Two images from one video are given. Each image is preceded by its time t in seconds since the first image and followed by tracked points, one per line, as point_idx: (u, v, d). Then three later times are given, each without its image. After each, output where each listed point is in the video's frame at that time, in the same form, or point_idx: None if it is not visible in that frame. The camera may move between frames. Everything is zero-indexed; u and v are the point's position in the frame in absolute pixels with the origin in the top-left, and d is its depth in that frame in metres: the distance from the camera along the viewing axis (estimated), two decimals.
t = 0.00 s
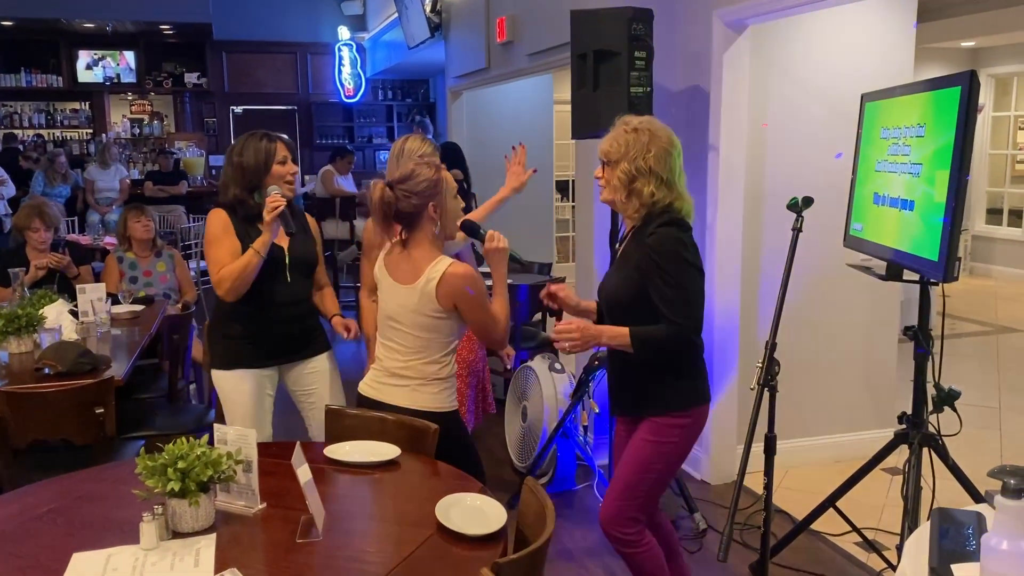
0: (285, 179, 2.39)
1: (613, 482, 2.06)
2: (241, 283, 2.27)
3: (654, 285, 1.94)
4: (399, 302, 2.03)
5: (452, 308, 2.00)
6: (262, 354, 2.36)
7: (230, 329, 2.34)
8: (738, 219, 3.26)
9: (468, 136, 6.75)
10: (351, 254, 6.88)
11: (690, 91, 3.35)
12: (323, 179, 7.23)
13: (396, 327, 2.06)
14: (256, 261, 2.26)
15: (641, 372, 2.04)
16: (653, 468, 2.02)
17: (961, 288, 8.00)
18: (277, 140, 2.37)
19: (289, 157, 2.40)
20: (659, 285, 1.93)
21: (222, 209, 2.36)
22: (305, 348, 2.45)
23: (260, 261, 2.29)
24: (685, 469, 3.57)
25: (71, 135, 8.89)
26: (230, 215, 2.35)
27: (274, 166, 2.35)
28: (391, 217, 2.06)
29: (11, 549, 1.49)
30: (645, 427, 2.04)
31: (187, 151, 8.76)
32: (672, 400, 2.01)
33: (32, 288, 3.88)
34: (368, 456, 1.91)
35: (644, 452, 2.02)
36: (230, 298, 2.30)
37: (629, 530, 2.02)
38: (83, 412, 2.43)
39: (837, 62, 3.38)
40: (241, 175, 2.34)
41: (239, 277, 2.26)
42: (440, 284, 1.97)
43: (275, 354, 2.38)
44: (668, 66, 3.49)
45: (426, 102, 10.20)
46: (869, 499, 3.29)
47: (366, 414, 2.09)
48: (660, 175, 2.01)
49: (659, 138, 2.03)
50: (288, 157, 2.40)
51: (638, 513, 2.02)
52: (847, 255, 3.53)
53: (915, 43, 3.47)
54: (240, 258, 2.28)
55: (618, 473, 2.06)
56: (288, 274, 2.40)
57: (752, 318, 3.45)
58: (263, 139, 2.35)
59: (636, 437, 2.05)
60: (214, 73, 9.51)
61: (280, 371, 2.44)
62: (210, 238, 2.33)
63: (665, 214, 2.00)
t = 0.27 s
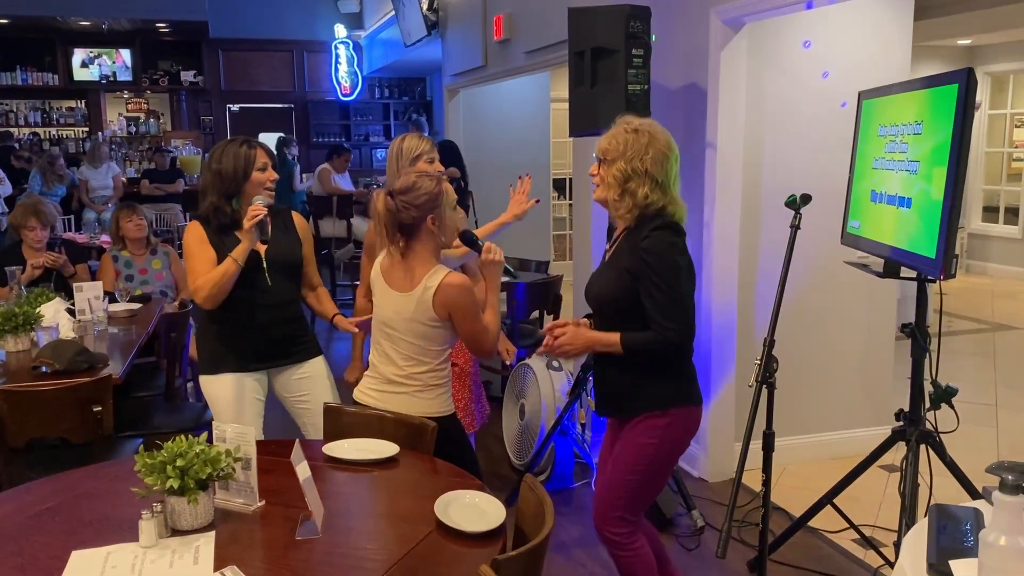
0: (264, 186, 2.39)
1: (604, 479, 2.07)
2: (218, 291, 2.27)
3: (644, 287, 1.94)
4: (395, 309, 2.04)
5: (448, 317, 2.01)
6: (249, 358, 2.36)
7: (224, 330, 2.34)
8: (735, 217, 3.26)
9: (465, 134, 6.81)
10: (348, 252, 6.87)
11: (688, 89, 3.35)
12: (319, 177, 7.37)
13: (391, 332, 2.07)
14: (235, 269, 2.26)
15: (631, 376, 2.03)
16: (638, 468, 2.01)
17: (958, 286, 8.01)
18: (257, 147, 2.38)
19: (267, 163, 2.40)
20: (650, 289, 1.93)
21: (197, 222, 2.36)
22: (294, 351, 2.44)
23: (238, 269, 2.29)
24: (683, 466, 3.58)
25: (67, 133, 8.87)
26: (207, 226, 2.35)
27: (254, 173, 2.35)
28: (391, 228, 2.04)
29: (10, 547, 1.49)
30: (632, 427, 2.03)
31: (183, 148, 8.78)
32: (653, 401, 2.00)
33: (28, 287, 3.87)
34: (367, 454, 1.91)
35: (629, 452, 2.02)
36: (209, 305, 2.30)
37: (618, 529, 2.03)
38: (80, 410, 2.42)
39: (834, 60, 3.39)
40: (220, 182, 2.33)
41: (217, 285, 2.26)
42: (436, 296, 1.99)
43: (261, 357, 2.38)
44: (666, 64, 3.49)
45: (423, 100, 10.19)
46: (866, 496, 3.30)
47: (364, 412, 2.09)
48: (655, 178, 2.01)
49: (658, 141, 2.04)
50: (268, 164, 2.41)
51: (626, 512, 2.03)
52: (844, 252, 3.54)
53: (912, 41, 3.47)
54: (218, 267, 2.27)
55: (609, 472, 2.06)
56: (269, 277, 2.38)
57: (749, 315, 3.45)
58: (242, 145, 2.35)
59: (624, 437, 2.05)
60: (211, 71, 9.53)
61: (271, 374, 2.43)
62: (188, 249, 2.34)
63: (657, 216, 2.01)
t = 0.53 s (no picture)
0: (257, 172, 2.37)
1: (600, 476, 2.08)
2: (200, 276, 2.28)
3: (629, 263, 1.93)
4: (383, 334, 2.07)
5: (435, 340, 2.04)
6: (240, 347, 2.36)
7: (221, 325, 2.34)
8: (732, 216, 3.26)
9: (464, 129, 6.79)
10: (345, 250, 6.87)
11: (685, 87, 3.35)
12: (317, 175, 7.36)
13: (382, 356, 2.10)
14: (214, 254, 2.26)
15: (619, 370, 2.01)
16: (632, 463, 2.02)
17: (955, 284, 8.02)
18: (251, 133, 2.36)
19: (261, 149, 2.38)
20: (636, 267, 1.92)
21: (189, 207, 2.38)
22: (286, 341, 2.43)
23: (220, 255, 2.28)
24: (680, 464, 3.58)
25: (64, 131, 8.86)
26: (197, 213, 2.36)
27: (246, 160, 2.33)
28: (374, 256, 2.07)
29: (8, 545, 1.49)
30: (621, 423, 2.04)
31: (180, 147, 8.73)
32: (645, 389, 2.00)
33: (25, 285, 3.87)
34: (364, 452, 1.91)
35: (621, 448, 2.02)
36: (189, 290, 2.31)
37: (621, 524, 2.05)
38: (77, 409, 2.42)
39: (831, 59, 3.39)
40: (212, 167, 2.33)
41: (196, 270, 2.26)
42: (420, 321, 2.01)
43: (251, 347, 2.37)
44: (663, 62, 3.50)
45: (420, 99, 10.18)
46: (863, 494, 3.31)
47: (362, 410, 2.09)
48: (647, 164, 2.00)
49: (650, 127, 2.03)
50: (262, 150, 2.39)
51: (627, 506, 2.05)
52: (841, 250, 3.54)
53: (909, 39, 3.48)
54: (200, 253, 2.28)
55: (603, 468, 2.07)
56: (254, 265, 2.37)
57: (746, 313, 3.46)
58: (236, 131, 2.33)
59: (614, 433, 2.05)
60: (207, 68, 9.51)
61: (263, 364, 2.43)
62: (177, 233, 2.36)
63: (649, 201, 2.00)
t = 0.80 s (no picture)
0: (253, 181, 2.39)
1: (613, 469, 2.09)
2: (201, 282, 2.27)
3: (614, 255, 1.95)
4: (364, 281, 2.06)
5: (414, 283, 2.00)
6: (237, 350, 2.35)
7: (218, 322, 2.34)
8: (729, 215, 3.27)
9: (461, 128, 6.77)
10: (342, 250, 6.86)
11: (683, 87, 3.35)
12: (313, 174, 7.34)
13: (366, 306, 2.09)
14: (216, 259, 2.26)
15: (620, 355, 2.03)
16: (642, 456, 2.03)
17: (952, 283, 8.02)
18: (247, 142, 2.38)
19: (256, 159, 2.41)
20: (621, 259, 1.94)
21: (183, 211, 2.36)
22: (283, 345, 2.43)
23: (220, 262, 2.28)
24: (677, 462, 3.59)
25: (60, 130, 8.84)
26: (193, 218, 2.34)
27: (242, 169, 2.35)
28: (351, 200, 2.05)
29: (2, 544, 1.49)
30: (626, 417, 2.04)
31: (177, 146, 8.75)
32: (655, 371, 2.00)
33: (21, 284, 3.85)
34: (361, 451, 1.91)
35: (628, 442, 2.03)
36: (189, 296, 2.29)
37: (640, 515, 2.07)
38: (73, 408, 2.42)
39: (828, 59, 3.39)
40: (208, 174, 2.33)
41: (196, 275, 2.26)
42: (397, 264, 1.98)
43: (249, 351, 2.36)
44: (661, 62, 3.49)
45: (417, 97, 10.17)
46: (859, 492, 3.31)
47: (359, 408, 2.09)
48: (631, 158, 2.00)
49: (633, 122, 2.02)
50: (257, 160, 2.41)
51: (645, 496, 2.07)
52: (838, 250, 3.54)
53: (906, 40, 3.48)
54: (200, 258, 2.27)
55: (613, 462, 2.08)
56: (252, 273, 2.38)
57: (743, 311, 3.46)
58: (233, 140, 2.35)
59: (620, 427, 2.06)
60: (203, 66, 9.46)
61: (262, 368, 2.43)
62: (172, 240, 2.33)
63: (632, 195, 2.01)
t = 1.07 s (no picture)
0: (245, 174, 2.38)
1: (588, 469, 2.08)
2: (197, 275, 2.27)
3: (620, 284, 1.94)
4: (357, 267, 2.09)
5: (401, 268, 2.00)
6: (236, 347, 2.35)
7: (215, 320, 2.33)
8: (727, 214, 3.26)
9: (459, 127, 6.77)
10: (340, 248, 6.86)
11: (681, 85, 3.35)
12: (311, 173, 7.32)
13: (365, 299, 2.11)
14: (211, 251, 2.26)
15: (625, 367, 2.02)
16: (622, 466, 2.03)
17: (950, 283, 8.03)
18: (237, 134, 2.37)
19: (248, 151, 2.39)
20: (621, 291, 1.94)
21: (177, 207, 2.36)
22: (280, 339, 2.43)
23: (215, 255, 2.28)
24: (675, 461, 3.59)
25: (58, 128, 8.81)
26: (187, 213, 2.34)
27: (234, 162, 2.34)
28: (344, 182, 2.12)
29: None
30: (618, 427, 2.05)
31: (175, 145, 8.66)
32: (650, 403, 2.00)
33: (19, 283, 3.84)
34: (359, 449, 1.91)
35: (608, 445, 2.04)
36: (186, 288, 2.29)
37: (598, 520, 2.05)
38: (71, 406, 2.41)
39: (827, 58, 3.39)
40: (199, 168, 2.33)
41: (192, 269, 2.26)
42: (381, 245, 1.99)
43: (247, 347, 2.36)
44: (659, 60, 3.50)
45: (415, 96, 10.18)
46: (857, 491, 3.31)
47: (357, 407, 2.09)
48: (633, 179, 2.00)
49: (634, 142, 2.02)
50: (249, 152, 2.39)
51: (606, 504, 2.04)
52: (836, 249, 3.55)
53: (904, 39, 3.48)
54: (195, 251, 2.27)
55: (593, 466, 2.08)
56: (248, 265, 2.37)
57: (741, 310, 3.46)
58: (223, 133, 2.34)
59: (611, 435, 2.06)
60: (201, 65, 9.45)
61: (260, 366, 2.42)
62: (166, 234, 2.33)
63: (638, 217, 2.00)
